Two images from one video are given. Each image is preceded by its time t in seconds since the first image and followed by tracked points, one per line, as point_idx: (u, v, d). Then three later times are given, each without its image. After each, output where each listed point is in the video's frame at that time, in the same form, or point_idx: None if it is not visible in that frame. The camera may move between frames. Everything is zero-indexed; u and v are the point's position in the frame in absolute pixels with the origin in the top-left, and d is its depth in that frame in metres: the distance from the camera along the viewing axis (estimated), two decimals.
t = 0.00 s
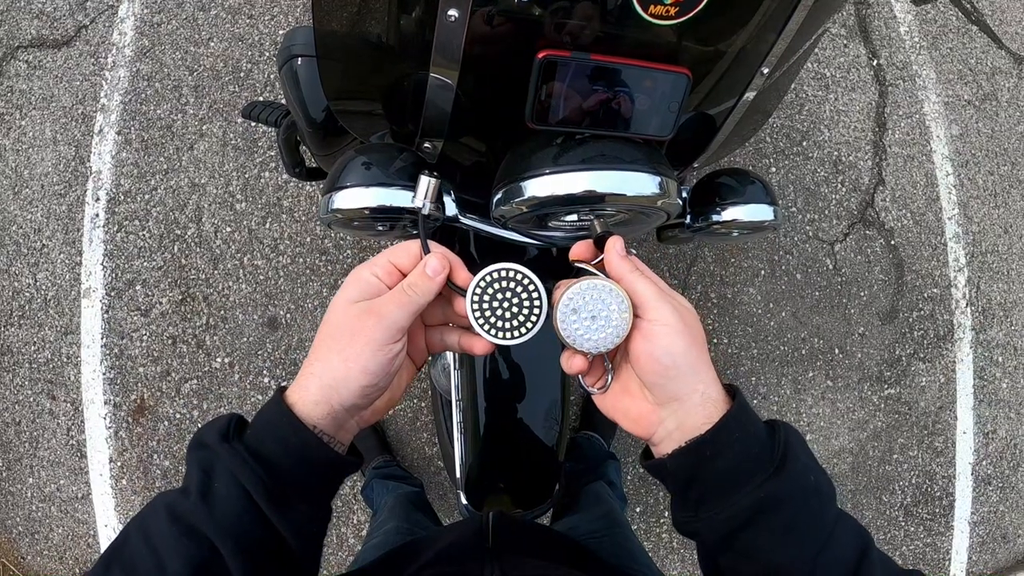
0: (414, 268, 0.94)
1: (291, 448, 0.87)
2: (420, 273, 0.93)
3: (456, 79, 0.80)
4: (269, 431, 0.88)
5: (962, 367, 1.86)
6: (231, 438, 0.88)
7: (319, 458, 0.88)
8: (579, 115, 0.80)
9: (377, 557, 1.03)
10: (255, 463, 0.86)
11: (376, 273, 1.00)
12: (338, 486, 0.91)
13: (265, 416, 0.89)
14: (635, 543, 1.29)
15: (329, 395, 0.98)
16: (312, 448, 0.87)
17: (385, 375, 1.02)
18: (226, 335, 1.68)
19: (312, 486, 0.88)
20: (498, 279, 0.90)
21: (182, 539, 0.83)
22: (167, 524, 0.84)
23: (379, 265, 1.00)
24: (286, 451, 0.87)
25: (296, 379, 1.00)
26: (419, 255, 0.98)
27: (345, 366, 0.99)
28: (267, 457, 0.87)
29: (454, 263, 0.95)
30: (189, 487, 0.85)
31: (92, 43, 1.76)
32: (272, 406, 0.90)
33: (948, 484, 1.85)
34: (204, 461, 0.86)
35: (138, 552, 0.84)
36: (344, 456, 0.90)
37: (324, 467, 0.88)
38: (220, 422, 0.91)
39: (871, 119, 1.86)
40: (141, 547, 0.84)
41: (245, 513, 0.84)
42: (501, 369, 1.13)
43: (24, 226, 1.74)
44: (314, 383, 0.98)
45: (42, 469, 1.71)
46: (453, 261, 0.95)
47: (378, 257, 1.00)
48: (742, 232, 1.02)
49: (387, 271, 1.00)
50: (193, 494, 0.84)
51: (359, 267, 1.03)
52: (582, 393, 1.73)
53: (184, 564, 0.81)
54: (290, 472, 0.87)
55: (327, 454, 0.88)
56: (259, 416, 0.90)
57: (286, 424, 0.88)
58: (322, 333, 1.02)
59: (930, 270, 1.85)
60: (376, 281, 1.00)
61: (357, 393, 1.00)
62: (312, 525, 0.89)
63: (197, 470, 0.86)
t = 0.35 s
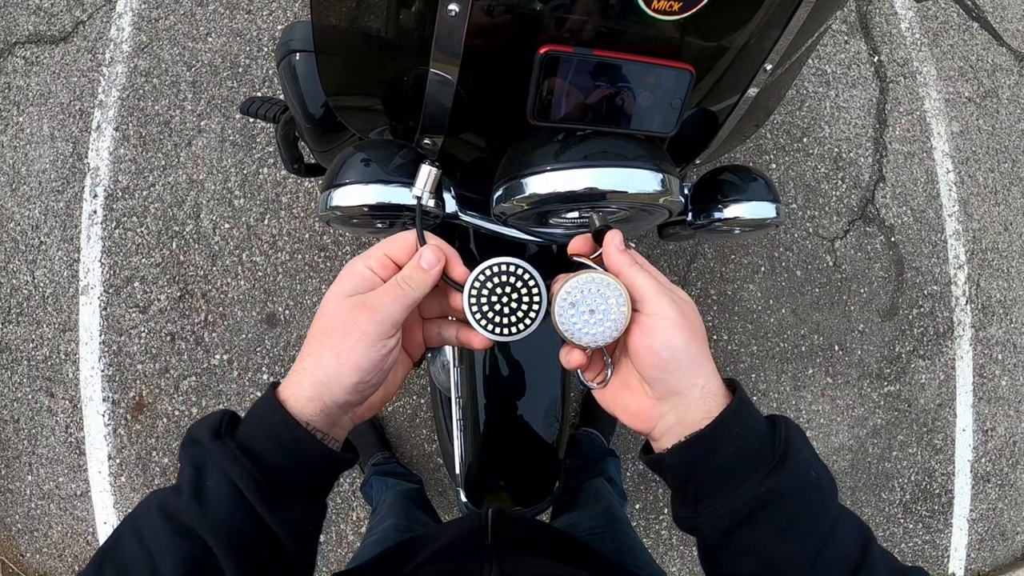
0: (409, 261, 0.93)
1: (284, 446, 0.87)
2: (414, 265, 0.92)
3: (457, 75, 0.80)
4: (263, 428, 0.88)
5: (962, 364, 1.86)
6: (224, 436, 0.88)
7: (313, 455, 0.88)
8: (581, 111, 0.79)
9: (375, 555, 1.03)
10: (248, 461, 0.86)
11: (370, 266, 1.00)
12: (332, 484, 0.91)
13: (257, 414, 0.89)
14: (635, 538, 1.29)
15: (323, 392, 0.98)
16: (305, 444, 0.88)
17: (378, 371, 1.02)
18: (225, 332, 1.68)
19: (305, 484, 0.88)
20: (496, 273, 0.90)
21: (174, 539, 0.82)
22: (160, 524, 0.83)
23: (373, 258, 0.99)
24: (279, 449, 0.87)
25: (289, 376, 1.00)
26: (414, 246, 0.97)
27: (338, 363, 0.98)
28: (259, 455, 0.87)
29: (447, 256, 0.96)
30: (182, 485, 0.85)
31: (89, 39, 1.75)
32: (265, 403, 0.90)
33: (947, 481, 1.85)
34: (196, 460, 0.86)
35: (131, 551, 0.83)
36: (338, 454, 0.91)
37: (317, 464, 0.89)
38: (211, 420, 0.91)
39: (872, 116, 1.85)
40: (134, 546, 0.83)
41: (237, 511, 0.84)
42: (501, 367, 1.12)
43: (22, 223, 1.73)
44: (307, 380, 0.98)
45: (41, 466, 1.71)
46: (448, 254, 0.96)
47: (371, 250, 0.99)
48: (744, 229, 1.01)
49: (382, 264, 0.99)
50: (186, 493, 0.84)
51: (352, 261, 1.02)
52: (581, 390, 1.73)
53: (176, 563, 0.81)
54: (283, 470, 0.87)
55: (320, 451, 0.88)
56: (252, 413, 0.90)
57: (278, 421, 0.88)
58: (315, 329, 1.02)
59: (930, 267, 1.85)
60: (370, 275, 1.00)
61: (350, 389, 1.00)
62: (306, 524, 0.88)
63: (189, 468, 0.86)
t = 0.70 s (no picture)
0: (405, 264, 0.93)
1: (281, 448, 0.88)
2: (410, 267, 0.92)
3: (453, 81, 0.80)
4: (260, 430, 0.89)
5: (960, 365, 1.86)
6: (221, 439, 0.89)
7: (310, 456, 0.88)
8: (578, 117, 0.80)
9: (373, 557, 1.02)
10: (246, 463, 0.86)
11: (367, 269, 1.00)
12: (329, 486, 0.92)
13: (254, 416, 0.90)
14: (633, 539, 1.30)
15: (320, 395, 0.98)
16: (303, 445, 0.88)
17: (375, 374, 1.02)
18: (224, 335, 1.68)
19: (303, 485, 0.89)
20: (495, 276, 0.90)
21: (173, 541, 0.81)
22: (158, 526, 0.82)
23: (370, 261, 0.99)
24: (277, 451, 0.88)
25: (286, 379, 1.00)
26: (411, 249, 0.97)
27: (335, 366, 0.98)
28: (257, 457, 0.88)
29: (444, 260, 0.96)
30: (180, 488, 0.84)
31: (87, 43, 1.75)
32: (262, 406, 0.91)
33: (946, 482, 1.85)
34: (194, 463, 0.86)
35: (128, 554, 0.82)
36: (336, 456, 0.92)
37: (314, 465, 0.89)
38: (208, 423, 0.91)
39: (870, 117, 1.85)
40: (131, 549, 0.82)
41: (236, 512, 0.84)
42: (500, 370, 1.12)
43: (20, 227, 1.73)
44: (304, 383, 0.98)
45: (40, 470, 1.71)
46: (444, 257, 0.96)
47: (368, 252, 0.99)
48: (741, 233, 1.02)
49: (379, 266, 0.99)
50: (184, 495, 0.84)
51: (349, 264, 1.02)
52: (580, 393, 1.73)
53: (175, 564, 0.80)
54: (280, 471, 0.87)
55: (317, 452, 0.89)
56: (249, 416, 0.90)
57: (275, 423, 0.89)
58: (312, 333, 1.02)
59: (928, 268, 1.85)
60: (367, 278, 1.00)
61: (347, 392, 1.00)
62: (304, 526, 0.89)
63: (187, 471, 0.86)
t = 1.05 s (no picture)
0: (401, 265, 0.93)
1: (277, 449, 0.87)
2: (407, 268, 0.92)
3: (450, 83, 0.80)
4: (255, 431, 0.88)
5: (959, 365, 1.87)
6: (217, 440, 0.88)
7: (306, 458, 0.87)
8: (577, 119, 0.80)
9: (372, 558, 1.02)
10: (242, 464, 0.86)
11: (363, 270, 0.99)
12: (326, 486, 0.91)
13: (250, 417, 0.89)
14: (633, 541, 1.30)
15: (316, 396, 0.98)
16: (299, 445, 0.87)
17: (371, 375, 1.02)
18: (223, 337, 1.68)
19: (299, 486, 0.88)
20: (493, 278, 0.90)
21: (170, 542, 0.82)
22: (156, 528, 0.83)
23: (365, 262, 0.99)
24: (273, 452, 0.87)
25: (282, 380, 0.99)
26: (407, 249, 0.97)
27: (331, 367, 0.98)
28: (253, 458, 0.87)
29: (441, 261, 0.96)
30: (177, 489, 0.84)
31: (86, 45, 1.75)
32: (258, 407, 0.90)
33: (946, 481, 1.85)
34: (190, 464, 0.86)
35: (126, 555, 0.82)
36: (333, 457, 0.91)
37: (311, 465, 0.88)
38: (205, 423, 0.90)
39: (868, 117, 1.85)
40: (129, 551, 0.83)
41: (232, 514, 0.84)
42: (499, 372, 1.11)
43: (19, 229, 1.73)
44: (301, 384, 0.98)
45: (39, 473, 1.70)
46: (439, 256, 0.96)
47: (364, 253, 0.99)
48: (740, 234, 1.02)
49: (375, 266, 0.99)
50: (180, 496, 0.84)
51: (345, 265, 1.02)
52: (579, 394, 1.73)
53: (172, 566, 0.80)
54: (277, 472, 0.87)
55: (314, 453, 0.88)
56: (245, 416, 0.90)
57: (271, 424, 0.88)
58: (308, 334, 1.02)
59: (927, 269, 1.85)
60: (363, 278, 1.00)
61: (344, 393, 1.00)
62: (301, 527, 0.89)
63: (184, 472, 0.86)
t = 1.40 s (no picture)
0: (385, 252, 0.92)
1: (261, 448, 0.86)
2: (393, 256, 0.90)
3: (451, 84, 0.80)
4: (238, 431, 0.87)
5: (958, 366, 1.87)
6: (200, 441, 0.87)
7: (291, 454, 0.87)
8: (577, 121, 0.80)
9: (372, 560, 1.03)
10: (226, 465, 0.85)
11: (345, 262, 0.98)
12: (313, 482, 0.91)
13: (233, 416, 0.88)
14: (633, 542, 1.30)
15: (304, 392, 0.97)
16: (283, 444, 0.86)
17: (360, 368, 1.02)
18: (222, 337, 1.68)
19: (284, 485, 0.88)
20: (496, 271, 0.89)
21: (158, 545, 0.82)
22: (143, 530, 0.83)
23: (346, 252, 0.98)
24: (257, 452, 0.86)
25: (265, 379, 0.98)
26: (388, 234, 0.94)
27: (318, 363, 0.98)
28: (237, 458, 0.86)
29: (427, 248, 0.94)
30: (162, 491, 0.84)
31: (85, 45, 1.75)
32: (241, 406, 0.89)
33: (945, 482, 1.85)
34: (175, 466, 0.85)
35: (115, 558, 0.83)
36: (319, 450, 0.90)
37: (296, 462, 0.88)
38: (187, 423, 0.89)
39: (868, 119, 1.86)
40: (118, 553, 0.83)
41: (219, 516, 0.83)
42: (499, 373, 1.08)
43: (18, 229, 1.73)
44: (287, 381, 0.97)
45: (39, 473, 1.70)
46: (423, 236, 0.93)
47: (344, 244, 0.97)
48: (740, 237, 1.01)
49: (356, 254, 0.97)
50: (167, 499, 0.83)
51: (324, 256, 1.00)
52: (579, 394, 1.73)
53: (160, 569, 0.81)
54: (261, 471, 0.86)
55: (299, 451, 0.87)
56: (228, 416, 0.89)
57: (254, 423, 0.87)
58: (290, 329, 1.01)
59: (926, 270, 1.85)
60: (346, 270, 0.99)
61: (332, 389, 1.00)
62: (290, 525, 0.89)
63: (169, 473, 0.85)
